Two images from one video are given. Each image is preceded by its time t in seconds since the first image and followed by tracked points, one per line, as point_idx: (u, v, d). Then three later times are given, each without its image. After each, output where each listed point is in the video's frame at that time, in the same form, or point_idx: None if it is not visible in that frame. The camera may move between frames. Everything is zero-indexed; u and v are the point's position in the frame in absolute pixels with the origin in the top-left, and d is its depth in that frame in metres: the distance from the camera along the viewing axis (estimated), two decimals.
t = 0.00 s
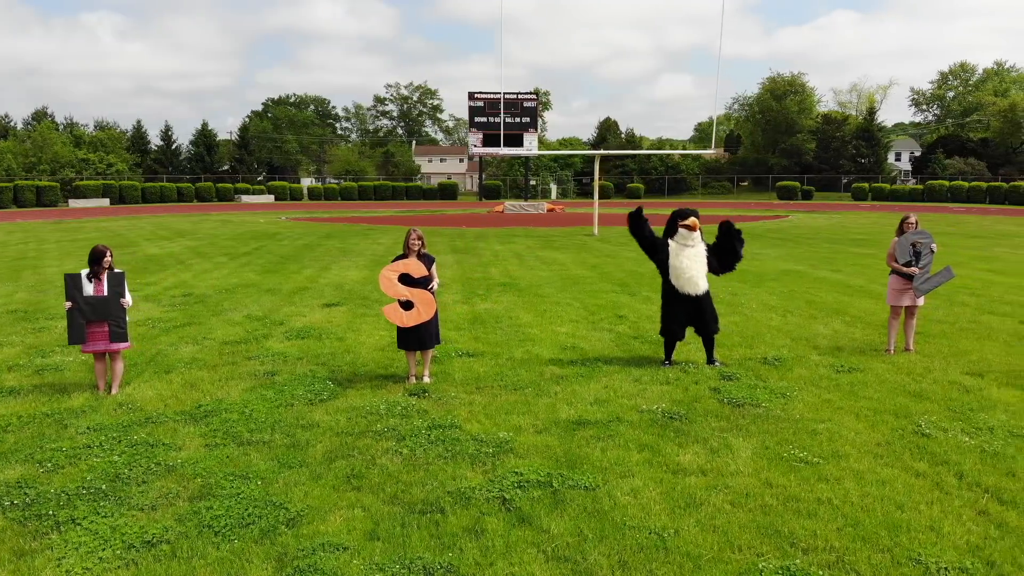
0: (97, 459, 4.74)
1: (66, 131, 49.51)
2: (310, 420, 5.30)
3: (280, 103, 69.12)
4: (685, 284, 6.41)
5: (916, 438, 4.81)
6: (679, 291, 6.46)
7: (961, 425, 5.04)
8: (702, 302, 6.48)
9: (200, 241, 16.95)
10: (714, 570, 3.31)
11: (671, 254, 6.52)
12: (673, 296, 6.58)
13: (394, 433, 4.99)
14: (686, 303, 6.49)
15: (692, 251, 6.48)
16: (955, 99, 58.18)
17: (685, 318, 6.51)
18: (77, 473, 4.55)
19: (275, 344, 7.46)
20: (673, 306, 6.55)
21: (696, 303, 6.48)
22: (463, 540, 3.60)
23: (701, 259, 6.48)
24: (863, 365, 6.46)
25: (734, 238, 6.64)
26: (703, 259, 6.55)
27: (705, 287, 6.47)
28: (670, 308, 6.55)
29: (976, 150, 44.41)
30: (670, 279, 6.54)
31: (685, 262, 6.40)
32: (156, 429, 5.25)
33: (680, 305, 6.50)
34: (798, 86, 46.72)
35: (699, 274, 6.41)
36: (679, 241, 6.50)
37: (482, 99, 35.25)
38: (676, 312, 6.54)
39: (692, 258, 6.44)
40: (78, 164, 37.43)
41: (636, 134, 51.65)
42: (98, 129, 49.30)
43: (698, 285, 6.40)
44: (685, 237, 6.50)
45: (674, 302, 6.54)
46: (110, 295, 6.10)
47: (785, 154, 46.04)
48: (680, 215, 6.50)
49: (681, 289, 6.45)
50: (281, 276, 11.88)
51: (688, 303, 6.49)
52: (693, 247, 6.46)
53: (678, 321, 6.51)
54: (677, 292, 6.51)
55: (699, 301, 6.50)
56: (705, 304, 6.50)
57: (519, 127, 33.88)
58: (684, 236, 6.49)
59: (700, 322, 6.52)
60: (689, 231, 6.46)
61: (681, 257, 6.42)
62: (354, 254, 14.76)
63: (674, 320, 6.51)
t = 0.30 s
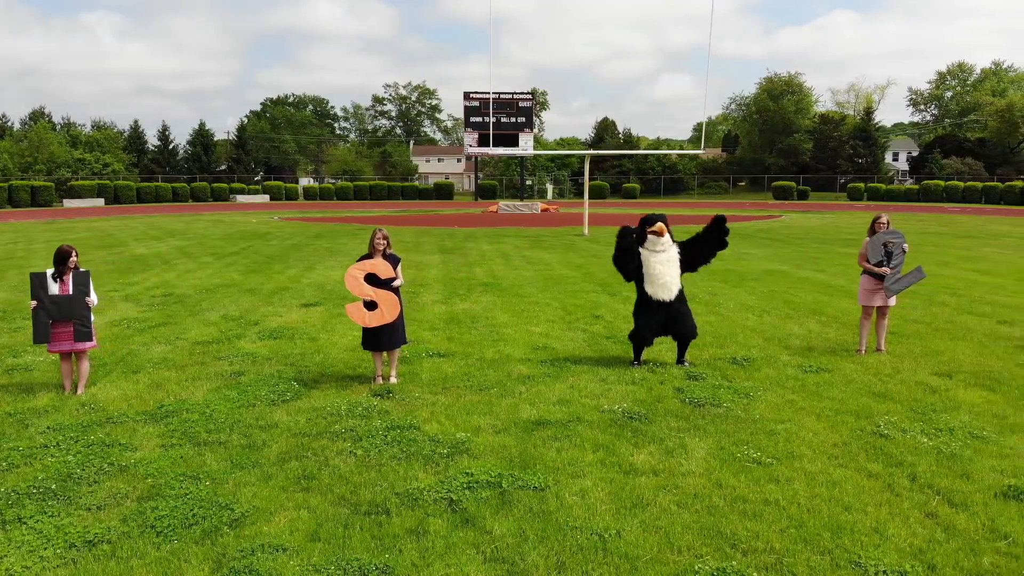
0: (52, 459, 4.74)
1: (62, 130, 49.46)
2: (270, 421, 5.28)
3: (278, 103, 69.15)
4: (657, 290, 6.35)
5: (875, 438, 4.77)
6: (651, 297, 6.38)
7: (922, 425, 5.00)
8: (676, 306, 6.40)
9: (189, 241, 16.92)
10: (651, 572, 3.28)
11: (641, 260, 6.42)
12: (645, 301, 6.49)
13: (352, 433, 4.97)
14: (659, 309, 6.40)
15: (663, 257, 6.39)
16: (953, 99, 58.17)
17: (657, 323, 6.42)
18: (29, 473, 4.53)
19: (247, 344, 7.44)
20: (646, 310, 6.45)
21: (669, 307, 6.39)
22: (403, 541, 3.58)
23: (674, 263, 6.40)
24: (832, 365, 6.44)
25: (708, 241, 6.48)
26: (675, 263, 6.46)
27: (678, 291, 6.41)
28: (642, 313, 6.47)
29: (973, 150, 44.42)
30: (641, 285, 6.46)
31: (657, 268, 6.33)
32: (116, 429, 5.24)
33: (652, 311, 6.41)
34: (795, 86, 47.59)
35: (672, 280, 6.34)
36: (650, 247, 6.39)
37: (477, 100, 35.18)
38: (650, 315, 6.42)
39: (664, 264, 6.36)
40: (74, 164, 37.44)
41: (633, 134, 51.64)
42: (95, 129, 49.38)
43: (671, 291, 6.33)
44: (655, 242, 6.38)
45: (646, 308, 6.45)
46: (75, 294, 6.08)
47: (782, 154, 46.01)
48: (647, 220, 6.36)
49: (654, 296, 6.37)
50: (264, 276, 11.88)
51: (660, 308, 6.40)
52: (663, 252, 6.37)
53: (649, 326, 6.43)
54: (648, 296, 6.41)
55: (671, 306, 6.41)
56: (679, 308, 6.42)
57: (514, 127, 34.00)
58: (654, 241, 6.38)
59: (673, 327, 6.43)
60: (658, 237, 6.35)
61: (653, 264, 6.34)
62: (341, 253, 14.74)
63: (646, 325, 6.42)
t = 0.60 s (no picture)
0: (11, 458, 4.73)
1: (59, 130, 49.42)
2: (234, 422, 5.27)
3: (276, 103, 69.12)
4: (631, 286, 6.26)
5: (835, 439, 4.73)
6: (625, 292, 6.30)
7: (884, 426, 4.97)
8: (650, 302, 6.31)
9: (178, 241, 16.90)
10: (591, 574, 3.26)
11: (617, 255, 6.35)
12: (620, 297, 6.40)
13: (313, 435, 4.95)
14: (631, 303, 6.32)
15: (639, 253, 6.31)
16: (951, 99, 58.14)
17: (629, 318, 6.36)
18: None
19: (221, 345, 7.42)
20: (620, 306, 6.38)
21: (641, 303, 6.31)
22: (348, 544, 3.56)
23: (649, 260, 6.31)
24: (803, 365, 6.43)
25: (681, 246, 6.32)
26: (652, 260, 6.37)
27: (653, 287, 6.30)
28: (615, 308, 6.41)
29: (971, 150, 44.41)
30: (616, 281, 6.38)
31: (630, 264, 6.22)
32: (78, 429, 5.23)
33: (625, 306, 6.34)
34: (793, 86, 47.50)
35: (645, 275, 6.25)
36: (625, 243, 6.32)
37: (473, 99, 34.34)
38: (623, 311, 6.35)
39: (638, 260, 6.26)
40: (71, 164, 37.43)
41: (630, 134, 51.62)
42: (93, 128, 49.35)
43: (643, 286, 6.24)
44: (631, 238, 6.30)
45: (619, 303, 6.38)
46: (44, 293, 6.07)
47: (779, 154, 46.00)
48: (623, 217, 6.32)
49: (626, 291, 6.30)
50: (248, 277, 11.85)
51: (633, 304, 6.33)
52: (639, 248, 6.28)
53: (623, 323, 6.36)
54: (622, 292, 6.34)
55: (645, 302, 6.33)
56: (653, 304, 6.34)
57: (510, 127, 34.00)
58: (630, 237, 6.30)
59: (646, 321, 6.36)
60: (634, 233, 6.27)
61: (626, 258, 6.25)
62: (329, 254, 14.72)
63: (619, 320, 6.37)
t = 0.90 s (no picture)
0: None
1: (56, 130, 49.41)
2: (192, 423, 5.25)
3: (275, 103, 69.14)
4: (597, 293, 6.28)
5: (787, 441, 4.70)
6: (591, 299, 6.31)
7: (841, 428, 4.93)
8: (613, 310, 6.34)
9: (166, 241, 16.90)
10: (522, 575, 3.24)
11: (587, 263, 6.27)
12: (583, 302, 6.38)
13: (267, 437, 4.92)
14: (594, 310, 6.34)
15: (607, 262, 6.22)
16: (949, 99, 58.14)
17: (591, 322, 6.37)
18: None
19: (192, 345, 7.41)
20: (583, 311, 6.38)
21: (605, 309, 6.33)
22: (284, 546, 3.54)
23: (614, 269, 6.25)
24: (769, 365, 6.41)
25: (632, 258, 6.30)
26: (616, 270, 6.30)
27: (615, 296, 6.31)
28: (579, 311, 6.42)
29: (967, 150, 44.41)
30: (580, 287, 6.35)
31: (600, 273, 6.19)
32: (35, 429, 5.22)
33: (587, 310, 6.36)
34: (790, 85, 46.95)
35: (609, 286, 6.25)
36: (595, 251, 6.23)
37: (468, 99, 34.32)
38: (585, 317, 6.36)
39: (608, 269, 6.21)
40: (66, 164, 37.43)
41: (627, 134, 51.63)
42: (89, 128, 49.41)
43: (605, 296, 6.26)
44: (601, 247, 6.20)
45: (581, 307, 6.38)
46: (7, 293, 6.05)
47: (775, 154, 45.97)
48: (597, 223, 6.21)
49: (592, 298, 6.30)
50: (230, 277, 11.84)
51: (596, 310, 6.35)
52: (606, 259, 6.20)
53: (585, 329, 6.36)
54: (587, 298, 6.33)
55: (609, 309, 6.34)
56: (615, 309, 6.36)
57: (505, 127, 33.97)
58: (599, 245, 6.21)
59: (608, 327, 6.39)
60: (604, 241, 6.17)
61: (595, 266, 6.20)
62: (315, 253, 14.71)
63: (582, 326, 6.36)
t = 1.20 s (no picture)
0: None
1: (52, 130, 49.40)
2: (153, 424, 5.24)
3: (273, 103, 69.21)
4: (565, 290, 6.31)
5: (746, 442, 4.68)
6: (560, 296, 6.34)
7: (802, 429, 4.91)
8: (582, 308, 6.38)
9: (155, 241, 16.89)
10: None
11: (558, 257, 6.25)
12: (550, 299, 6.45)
13: (226, 438, 4.90)
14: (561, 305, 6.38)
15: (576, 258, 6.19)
16: (946, 99, 58.23)
17: (558, 317, 6.41)
18: None
19: (165, 346, 7.40)
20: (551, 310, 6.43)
21: (573, 305, 6.37)
22: (228, 547, 3.53)
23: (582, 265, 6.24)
24: (739, 365, 6.41)
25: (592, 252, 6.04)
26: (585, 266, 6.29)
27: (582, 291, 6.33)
28: (546, 304, 6.45)
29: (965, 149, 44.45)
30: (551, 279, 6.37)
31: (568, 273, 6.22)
32: None
33: (555, 305, 6.39)
34: (788, 86, 47.16)
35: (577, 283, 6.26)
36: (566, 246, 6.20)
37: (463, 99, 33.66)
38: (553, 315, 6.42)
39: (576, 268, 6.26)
40: (62, 164, 37.48)
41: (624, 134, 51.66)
42: (87, 128, 49.48)
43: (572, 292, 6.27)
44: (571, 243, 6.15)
45: (549, 300, 6.43)
46: None
47: (772, 154, 46.00)
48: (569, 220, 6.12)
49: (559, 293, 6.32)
50: (213, 277, 11.84)
51: (563, 305, 6.38)
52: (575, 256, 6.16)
53: (552, 325, 6.43)
54: (555, 293, 6.37)
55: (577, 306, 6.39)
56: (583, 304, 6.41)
57: (501, 127, 33.74)
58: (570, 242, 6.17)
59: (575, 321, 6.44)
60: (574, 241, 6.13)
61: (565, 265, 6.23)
62: (303, 253, 14.71)
63: (548, 319, 6.42)
